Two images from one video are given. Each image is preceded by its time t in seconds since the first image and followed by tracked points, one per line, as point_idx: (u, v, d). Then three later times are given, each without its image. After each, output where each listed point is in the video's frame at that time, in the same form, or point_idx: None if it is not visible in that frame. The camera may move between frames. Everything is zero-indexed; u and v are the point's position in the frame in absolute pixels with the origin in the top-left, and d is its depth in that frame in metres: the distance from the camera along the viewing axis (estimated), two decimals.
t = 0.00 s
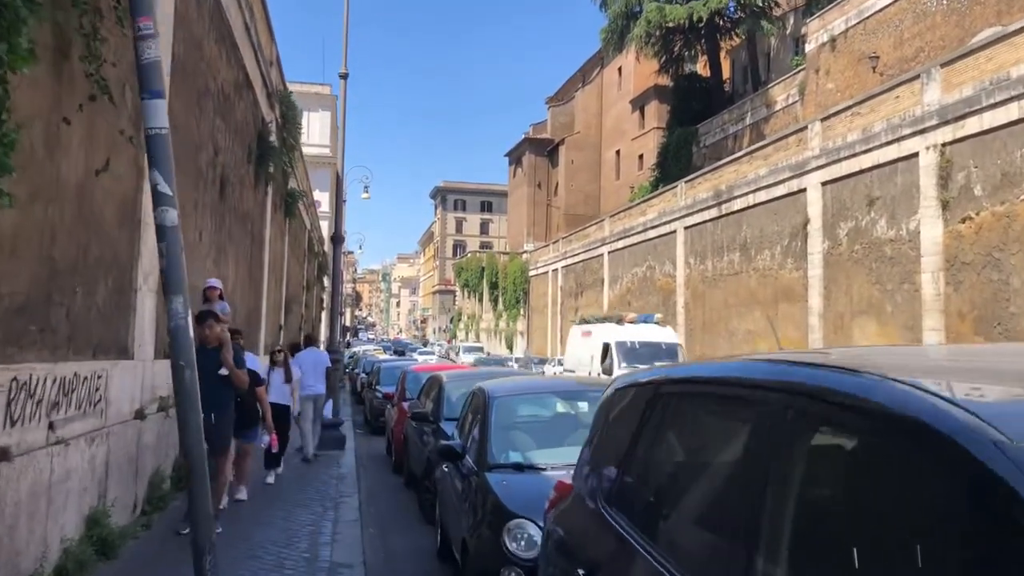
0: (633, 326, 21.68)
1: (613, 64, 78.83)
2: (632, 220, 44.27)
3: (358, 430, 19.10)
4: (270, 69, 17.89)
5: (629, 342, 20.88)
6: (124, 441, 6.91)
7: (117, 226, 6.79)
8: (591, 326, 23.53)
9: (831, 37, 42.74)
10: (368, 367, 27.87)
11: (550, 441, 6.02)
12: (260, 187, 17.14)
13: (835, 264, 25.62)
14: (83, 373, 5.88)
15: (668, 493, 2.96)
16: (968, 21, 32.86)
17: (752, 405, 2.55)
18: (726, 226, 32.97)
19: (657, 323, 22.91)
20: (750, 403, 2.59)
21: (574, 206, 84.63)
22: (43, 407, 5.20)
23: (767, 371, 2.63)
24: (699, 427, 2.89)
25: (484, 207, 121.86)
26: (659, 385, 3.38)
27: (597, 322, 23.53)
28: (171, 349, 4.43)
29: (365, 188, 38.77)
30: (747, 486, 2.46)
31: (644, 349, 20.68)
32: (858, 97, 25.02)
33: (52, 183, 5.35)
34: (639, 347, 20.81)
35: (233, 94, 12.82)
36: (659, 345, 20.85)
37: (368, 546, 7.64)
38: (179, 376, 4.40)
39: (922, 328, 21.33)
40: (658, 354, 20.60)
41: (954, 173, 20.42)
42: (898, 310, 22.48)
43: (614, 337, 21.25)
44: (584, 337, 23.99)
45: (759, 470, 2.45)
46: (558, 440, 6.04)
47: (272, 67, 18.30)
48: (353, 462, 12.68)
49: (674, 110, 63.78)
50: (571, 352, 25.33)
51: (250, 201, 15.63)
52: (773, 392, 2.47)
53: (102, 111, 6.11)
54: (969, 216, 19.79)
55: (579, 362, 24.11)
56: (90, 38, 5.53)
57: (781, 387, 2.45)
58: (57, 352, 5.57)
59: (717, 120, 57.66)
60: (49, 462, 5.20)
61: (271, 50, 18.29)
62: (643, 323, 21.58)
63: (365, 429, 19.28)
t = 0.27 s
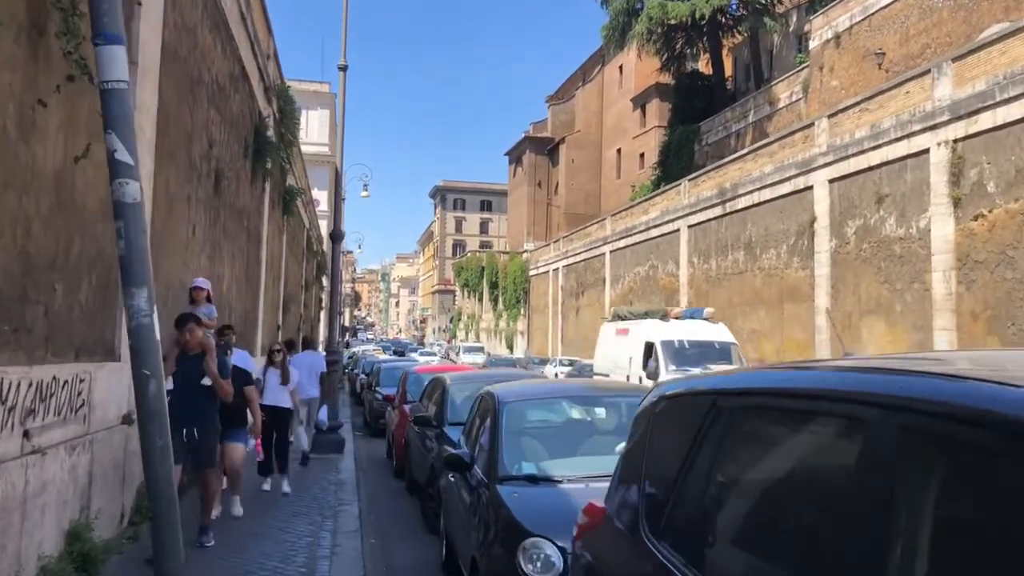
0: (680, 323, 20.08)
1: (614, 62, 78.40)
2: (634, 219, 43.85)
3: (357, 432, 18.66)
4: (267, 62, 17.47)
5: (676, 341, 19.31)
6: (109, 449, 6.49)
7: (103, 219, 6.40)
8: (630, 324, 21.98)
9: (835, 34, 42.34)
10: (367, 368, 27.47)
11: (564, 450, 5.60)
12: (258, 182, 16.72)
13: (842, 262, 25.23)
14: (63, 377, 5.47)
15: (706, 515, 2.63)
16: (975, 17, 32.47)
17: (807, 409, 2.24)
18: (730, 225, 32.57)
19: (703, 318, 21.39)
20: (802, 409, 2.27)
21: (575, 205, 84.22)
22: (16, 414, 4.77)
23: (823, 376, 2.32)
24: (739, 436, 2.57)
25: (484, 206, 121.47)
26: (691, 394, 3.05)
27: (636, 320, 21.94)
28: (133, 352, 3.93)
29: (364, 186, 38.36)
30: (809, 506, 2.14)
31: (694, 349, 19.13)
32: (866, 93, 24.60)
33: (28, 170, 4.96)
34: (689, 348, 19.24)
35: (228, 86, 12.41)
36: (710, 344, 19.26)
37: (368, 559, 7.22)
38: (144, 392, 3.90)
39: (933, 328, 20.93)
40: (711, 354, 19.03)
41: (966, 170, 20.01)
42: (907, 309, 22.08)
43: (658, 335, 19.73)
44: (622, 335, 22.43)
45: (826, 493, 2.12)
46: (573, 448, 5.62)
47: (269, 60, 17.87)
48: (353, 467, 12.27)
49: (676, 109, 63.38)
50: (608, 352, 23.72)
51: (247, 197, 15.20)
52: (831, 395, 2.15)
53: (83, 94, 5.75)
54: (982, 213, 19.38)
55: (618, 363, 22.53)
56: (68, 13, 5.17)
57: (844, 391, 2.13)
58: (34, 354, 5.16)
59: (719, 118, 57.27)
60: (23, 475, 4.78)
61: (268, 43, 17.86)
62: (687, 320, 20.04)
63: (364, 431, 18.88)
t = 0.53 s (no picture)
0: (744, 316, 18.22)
1: (614, 61, 78.03)
2: (635, 218, 43.50)
3: (356, 434, 18.30)
4: (264, 55, 17.11)
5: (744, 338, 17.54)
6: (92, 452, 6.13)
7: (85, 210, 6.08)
8: (680, 319, 20.08)
9: (837, 31, 41.97)
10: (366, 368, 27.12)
11: (575, 455, 5.25)
12: (254, 177, 16.38)
13: (848, 261, 24.89)
14: (37, 376, 5.10)
15: (759, 530, 2.40)
16: (980, 13, 32.11)
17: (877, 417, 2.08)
18: (733, 223, 32.24)
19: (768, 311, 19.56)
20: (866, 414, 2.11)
21: (575, 205, 83.84)
22: None
23: (877, 378, 2.15)
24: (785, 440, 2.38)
25: (484, 206, 121.06)
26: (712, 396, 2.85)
27: (688, 314, 19.96)
28: (67, 347, 3.75)
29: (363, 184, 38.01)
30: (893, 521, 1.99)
31: (764, 348, 17.28)
32: (872, 89, 24.25)
33: None
34: (755, 346, 17.48)
35: (223, 77, 12.07)
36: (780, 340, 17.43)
37: (366, 568, 6.88)
38: (80, 391, 3.73)
39: (941, 327, 20.58)
40: (780, 351, 17.20)
41: (975, 166, 19.67)
42: (914, 308, 21.73)
43: (718, 331, 17.92)
44: (670, 331, 20.46)
45: (899, 510, 1.98)
46: (584, 452, 5.28)
47: (266, 54, 17.52)
48: (351, 469, 11.92)
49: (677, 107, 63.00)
50: (651, 350, 21.73)
51: (243, 192, 14.84)
52: (907, 403, 1.99)
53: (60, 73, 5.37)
54: (992, 210, 19.03)
55: (666, 361, 20.52)
56: None
57: (928, 388, 1.95)
58: (6, 351, 4.80)
59: (720, 117, 56.90)
60: None
61: (265, 35, 17.52)
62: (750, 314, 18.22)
63: (363, 432, 18.53)
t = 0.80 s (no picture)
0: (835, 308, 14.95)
1: (614, 59, 77.58)
2: (636, 217, 43.10)
3: (354, 437, 17.87)
4: (259, 49, 16.68)
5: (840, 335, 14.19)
6: (67, 462, 5.72)
7: (58, 203, 5.68)
8: (752, 314, 17.10)
9: (840, 28, 41.54)
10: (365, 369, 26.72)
11: (586, 466, 4.84)
12: (249, 174, 15.95)
13: (854, 260, 24.50)
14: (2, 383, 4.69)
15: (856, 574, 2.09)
16: (986, 9, 31.68)
17: (950, 437, 1.90)
18: (736, 222, 31.85)
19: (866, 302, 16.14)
20: (936, 433, 1.92)
21: (574, 204, 83.46)
22: None
23: (920, 400, 2.04)
24: (845, 465, 2.16)
25: (483, 205, 120.68)
26: (751, 427, 2.58)
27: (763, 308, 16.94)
28: None
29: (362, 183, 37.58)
30: (1006, 543, 1.75)
31: (869, 349, 13.86)
32: (878, 85, 23.83)
33: None
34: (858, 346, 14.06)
35: (214, 69, 11.64)
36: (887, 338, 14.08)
37: None
38: None
39: (951, 327, 20.19)
40: (889, 353, 13.78)
41: (986, 163, 19.26)
42: (923, 308, 21.33)
43: (810, 327, 14.69)
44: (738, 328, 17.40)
45: None
46: (595, 463, 4.87)
47: (261, 47, 17.10)
48: (347, 475, 11.51)
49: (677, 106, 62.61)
50: (712, 349, 18.60)
51: (237, 188, 14.40)
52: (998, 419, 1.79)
53: (23, 53, 4.95)
54: (1003, 208, 18.61)
55: (733, 365, 17.44)
56: None
57: None
58: None
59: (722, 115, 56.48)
60: None
61: (260, 29, 17.09)
62: (849, 305, 14.76)
63: (361, 434, 18.14)
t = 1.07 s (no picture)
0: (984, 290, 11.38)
1: (614, 57, 77.17)
2: (637, 215, 42.71)
3: (353, 438, 17.46)
4: (254, 41, 16.26)
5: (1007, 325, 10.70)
6: (36, 472, 5.27)
7: (30, 189, 5.29)
8: (870, 301, 12.95)
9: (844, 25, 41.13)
10: (363, 369, 26.33)
11: (601, 475, 4.44)
12: (244, 168, 15.54)
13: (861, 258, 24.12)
14: None
15: None
16: (992, 5, 31.30)
17: None
18: (739, 220, 31.47)
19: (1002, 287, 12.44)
20: (1017, 440, 1.98)
21: (574, 203, 83.06)
22: None
23: (968, 412, 2.14)
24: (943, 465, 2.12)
25: (482, 204, 120.33)
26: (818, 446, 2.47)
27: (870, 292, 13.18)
28: None
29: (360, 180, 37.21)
30: None
31: None
32: (885, 80, 23.45)
33: None
34: None
35: (207, 58, 11.23)
36: None
37: None
38: None
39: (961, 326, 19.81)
40: None
41: (997, 158, 18.87)
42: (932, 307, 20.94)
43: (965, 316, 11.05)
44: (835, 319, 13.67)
45: None
46: (610, 470, 4.47)
47: (257, 39, 16.68)
48: (344, 479, 11.10)
49: (678, 104, 62.20)
50: (807, 344, 14.40)
51: (231, 183, 13.98)
52: None
53: None
54: (1015, 204, 18.20)
55: (841, 366, 13.30)
56: None
57: None
58: None
59: (723, 113, 56.08)
60: None
61: (255, 20, 16.68)
62: (1009, 288, 11.03)
63: (359, 435, 17.77)
